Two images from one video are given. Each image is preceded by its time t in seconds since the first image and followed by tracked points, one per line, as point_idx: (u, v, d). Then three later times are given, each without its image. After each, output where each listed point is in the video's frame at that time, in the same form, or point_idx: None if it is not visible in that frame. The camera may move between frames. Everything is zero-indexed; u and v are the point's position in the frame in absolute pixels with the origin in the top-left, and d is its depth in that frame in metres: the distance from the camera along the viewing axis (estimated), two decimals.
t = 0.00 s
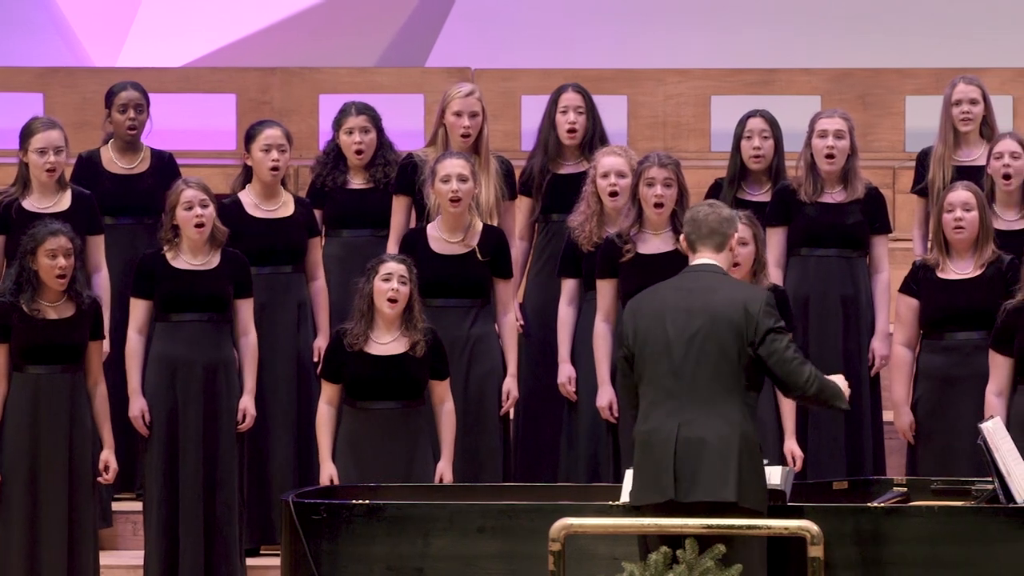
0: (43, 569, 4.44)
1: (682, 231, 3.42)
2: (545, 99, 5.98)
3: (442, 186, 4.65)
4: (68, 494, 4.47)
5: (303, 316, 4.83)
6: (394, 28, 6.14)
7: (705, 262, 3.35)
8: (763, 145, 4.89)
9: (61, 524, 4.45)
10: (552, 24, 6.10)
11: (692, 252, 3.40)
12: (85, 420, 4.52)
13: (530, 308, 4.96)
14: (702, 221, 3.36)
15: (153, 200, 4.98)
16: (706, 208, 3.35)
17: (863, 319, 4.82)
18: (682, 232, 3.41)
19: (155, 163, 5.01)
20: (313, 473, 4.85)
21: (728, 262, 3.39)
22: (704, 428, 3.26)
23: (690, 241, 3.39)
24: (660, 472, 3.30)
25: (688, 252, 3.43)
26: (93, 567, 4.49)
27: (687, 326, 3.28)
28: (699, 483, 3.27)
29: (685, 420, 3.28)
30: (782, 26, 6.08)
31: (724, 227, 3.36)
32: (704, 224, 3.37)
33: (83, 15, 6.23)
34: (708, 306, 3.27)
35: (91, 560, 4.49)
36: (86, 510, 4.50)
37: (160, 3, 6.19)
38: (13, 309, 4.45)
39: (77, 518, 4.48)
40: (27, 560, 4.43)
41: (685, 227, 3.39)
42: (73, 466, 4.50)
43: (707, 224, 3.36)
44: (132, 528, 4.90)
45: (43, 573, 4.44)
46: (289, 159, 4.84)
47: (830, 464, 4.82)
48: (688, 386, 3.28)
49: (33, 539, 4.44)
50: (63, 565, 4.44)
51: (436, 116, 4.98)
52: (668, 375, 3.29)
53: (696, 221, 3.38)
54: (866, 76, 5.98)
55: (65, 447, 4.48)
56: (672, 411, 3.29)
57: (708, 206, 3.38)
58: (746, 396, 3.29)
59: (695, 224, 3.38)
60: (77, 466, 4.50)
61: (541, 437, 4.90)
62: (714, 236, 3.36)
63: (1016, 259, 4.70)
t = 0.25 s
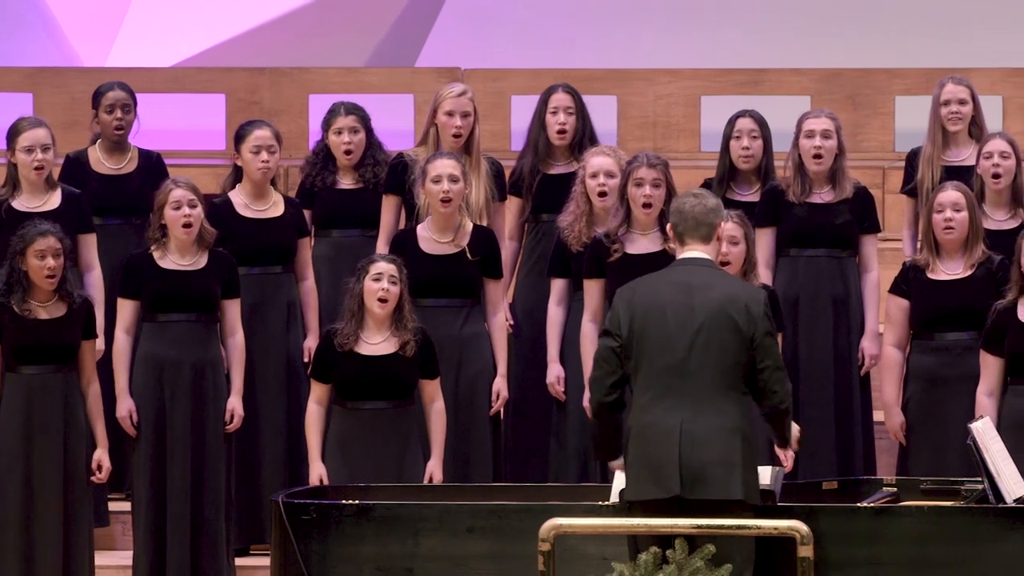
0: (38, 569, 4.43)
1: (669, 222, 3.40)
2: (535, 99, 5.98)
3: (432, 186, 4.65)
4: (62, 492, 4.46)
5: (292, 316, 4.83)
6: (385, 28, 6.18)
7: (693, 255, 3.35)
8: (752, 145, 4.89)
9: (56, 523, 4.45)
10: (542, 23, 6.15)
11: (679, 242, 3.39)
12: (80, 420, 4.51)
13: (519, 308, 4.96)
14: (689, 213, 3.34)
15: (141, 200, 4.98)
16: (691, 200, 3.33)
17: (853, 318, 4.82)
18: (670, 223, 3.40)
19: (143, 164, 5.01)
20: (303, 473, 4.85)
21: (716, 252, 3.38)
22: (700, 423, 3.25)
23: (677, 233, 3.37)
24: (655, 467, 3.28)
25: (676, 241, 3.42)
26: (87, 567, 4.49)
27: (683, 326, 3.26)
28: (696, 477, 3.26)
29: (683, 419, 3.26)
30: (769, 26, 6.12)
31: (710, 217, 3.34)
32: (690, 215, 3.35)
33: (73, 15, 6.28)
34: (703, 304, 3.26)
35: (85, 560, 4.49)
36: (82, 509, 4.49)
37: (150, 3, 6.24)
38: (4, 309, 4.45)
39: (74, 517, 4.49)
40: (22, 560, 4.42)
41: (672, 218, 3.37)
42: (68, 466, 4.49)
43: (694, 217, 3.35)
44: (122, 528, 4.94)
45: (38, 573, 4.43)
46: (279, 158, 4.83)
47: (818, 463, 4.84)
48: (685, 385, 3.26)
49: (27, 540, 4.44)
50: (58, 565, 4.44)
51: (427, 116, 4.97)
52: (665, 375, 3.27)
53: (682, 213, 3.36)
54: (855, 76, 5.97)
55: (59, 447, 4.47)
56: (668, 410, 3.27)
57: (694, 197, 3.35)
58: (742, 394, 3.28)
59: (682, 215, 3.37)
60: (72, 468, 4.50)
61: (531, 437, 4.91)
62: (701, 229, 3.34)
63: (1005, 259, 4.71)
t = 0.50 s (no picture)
0: (35, 569, 4.38)
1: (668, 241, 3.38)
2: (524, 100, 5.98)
3: (423, 185, 4.65)
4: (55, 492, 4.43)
5: (284, 317, 4.83)
6: (374, 29, 6.19)
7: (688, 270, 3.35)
8: (741, 145, 4.91)
9: (50, 524, 4.40)
10: (530, 23, 6.17)
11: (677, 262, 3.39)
12: (71, 421, 4.47)
13: (509, 308, 4.96)
14: (692, 236, 3.35)
15: (129, 200, 4.99)
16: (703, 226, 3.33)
17: (843, 317, 4.82)
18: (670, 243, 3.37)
19: (131, 164, 5.02)
20: (293, 473, 4.85)
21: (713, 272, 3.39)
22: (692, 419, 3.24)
23: (677, 253, 3.36)
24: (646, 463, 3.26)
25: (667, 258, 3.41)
26: (83, 566, 4.45)
27: (673, 320, 3.27)
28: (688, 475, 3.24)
29: (673, 410, 3.25)
30: (758, 27, 6.13)
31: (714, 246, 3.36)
32: (694, 240, 3.35)
33: (63, 15, 6.29)
34: (693, 300, 3.28)
35: (80, 560, 4.44)
36: (76, 506, 4.46)
37: (139, 3, 6.26)
38: None
39: (65, 517, 4.45)
40: (17, 560, 4.37)
41: (674, 241, 3.36)
42: (61, 469, 4.46)
43: (697, 239, 3.35)
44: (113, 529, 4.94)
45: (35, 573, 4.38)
46: (270, 158, 4.84)
47: (809, 462, 4.84)
48: (676, 377, 3.26)
49: (22, 542, 4.39)
50: (53, 565, 4.40)
51: (417, 117, 4.98)
52: (655, 366, 3.27)
53: (687, 237, 3.35)
54: (844, 76, 5.98)
55: (51, 448, 4.44)
56: (659, 402, 3.26)
57: (702, 224, 3.36)
58: (734, 389, 3.28)
59: (686, 239, 3.36)
60: (65, 471, 4.46)
61: (521, 438, 4.91)
62: (704, 250, 3.35)
63: (996, 258, 4.71)
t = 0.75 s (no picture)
0: (20, 569, 4.37)
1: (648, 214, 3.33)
2: (513, 99, 5.99)
3: (412, 188, 4.63)
4: (44, 493, 4.42)
5: (275, 316, 4.83)
6: (363, 30, 6.21)
7: (670, 252, 3.31)
8: (731, 145, 4.92)
9: (38, 526, 4.40)
10: (518, 23, 6.20)
11: (654, 237, 3.34)
12: (60, 421, 4.47)
13: (499, 307, 4.96)
14: (678, 215, 3.31)
15: (117, 200, 5.01)
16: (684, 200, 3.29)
17: (833, 315, 4.82)
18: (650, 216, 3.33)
19: (117, 163, 5.04)
20: (283, 473, 4.84)
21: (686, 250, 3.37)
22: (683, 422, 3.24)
23: (660, 231, 3.32)
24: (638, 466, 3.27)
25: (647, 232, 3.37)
26: (73, 566, 4.44)
27: (672, 322, 3.24)
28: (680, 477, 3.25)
29: (674, 417, 3.25)
30: (745, 28, 6.17)
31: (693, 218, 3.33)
32: (675, 214, 3.31)
33: (52, 16, 6.31)
34: (690, 300, 3.24)
35: (69, 560, 4.44)
36: (65, 509, 4.46)
37: (127, 3, 6.28)
38: None
39: (55, 518, 4.44)
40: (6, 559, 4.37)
41: (658, 215, 3.31)
42: (49, 466, 4.45)
43: (681, 217, 3.31)
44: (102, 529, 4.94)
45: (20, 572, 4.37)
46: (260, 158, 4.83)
47: (800, 462, 4.83)
48: (676, 383, 3.25)
49: (10, 542, 4.38)
50: (43, 566, 4.40)
51: (408, 116, 4.98)
52: (655, 373, 3.25)
53: (669, 211, 3.31)
54: (833, 76, 5.97)
55: (41, 449, 4.43)
56: (659, 409, 3.26)
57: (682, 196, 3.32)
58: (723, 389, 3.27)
59: (667, 213, 3.31)
60: (53, 471, 4.46)
61: (510, 439, 4.92)
62: (686, 230, 3.32)
63: (986, 258, 4.71)
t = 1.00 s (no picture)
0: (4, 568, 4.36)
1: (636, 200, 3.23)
2: (502, 99, 5.99)
3: (402, 185, 4.64)
4: (29, 494, 4.41)
5: (264, 315, 4.83)
6: (352, 30, 6.21)
7: (657, 240, 3.21)
8: (719, 145, 4.92)
9: (25, 527, 4.39)
10: (506, 24, 6.24)
11: (642, 222, 3.25)
12: (45, 420, 4.45)
13: (487, 308, 4.96)
14: (669, 208, 3.20)
15: (104, 199, 5.02)
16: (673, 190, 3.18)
17: (822, 315, 4.82)
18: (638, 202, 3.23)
19: (104, 164, 5.05)
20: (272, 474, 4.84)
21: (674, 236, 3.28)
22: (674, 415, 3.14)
23: (647, 220, 3.22)
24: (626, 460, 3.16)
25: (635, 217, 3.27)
26: (60, 566, 4.44)
27: (662, 312, 3.13)
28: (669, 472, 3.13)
29: (662, 409, 3.14)
30: (733, 28, 6.19)
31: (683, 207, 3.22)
32: (663, 203, 3.20)
33: (40, 16, 6.32)
34: (681, 290, 3.13)
35: (56, 560, 4.43)
36: (49, 510, 4.45)
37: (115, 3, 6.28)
38: None
39: (41, 518, 4.43)
40: None
41: (648, 206, 3.20)
42: (35, 461, 4.44)
43: (671, 210, 3.21)
44: (90, 529, 4.93)
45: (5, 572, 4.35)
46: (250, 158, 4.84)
47: (788, 462, 4.83)
48: (664, 374, 3.14)
49: None
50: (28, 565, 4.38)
51: (394, 116, 4.98)
52: (644, 364, 3.14)
53: (657, 200, 3.20)
54: (822, 76, 5.95)
55: (26, 448, 4.42)
56: (648, 403, 3.15)
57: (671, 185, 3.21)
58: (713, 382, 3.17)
59: (656, 202, 3.21)
60: (39, 471, 4.44)
61: (499, 439, 4.91)
62: (675, 222, 3.22)
63: (974, 258, 4.70)
